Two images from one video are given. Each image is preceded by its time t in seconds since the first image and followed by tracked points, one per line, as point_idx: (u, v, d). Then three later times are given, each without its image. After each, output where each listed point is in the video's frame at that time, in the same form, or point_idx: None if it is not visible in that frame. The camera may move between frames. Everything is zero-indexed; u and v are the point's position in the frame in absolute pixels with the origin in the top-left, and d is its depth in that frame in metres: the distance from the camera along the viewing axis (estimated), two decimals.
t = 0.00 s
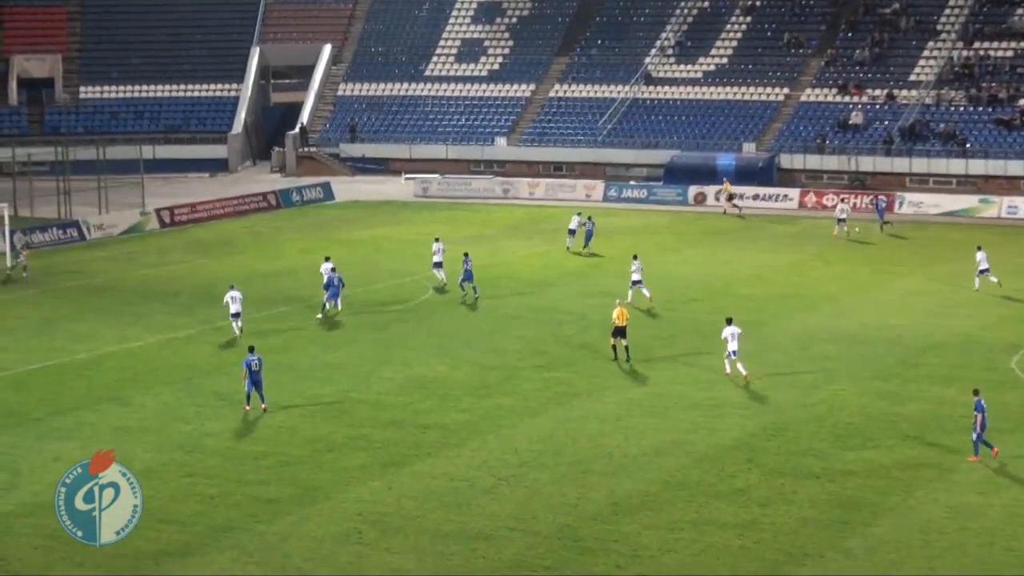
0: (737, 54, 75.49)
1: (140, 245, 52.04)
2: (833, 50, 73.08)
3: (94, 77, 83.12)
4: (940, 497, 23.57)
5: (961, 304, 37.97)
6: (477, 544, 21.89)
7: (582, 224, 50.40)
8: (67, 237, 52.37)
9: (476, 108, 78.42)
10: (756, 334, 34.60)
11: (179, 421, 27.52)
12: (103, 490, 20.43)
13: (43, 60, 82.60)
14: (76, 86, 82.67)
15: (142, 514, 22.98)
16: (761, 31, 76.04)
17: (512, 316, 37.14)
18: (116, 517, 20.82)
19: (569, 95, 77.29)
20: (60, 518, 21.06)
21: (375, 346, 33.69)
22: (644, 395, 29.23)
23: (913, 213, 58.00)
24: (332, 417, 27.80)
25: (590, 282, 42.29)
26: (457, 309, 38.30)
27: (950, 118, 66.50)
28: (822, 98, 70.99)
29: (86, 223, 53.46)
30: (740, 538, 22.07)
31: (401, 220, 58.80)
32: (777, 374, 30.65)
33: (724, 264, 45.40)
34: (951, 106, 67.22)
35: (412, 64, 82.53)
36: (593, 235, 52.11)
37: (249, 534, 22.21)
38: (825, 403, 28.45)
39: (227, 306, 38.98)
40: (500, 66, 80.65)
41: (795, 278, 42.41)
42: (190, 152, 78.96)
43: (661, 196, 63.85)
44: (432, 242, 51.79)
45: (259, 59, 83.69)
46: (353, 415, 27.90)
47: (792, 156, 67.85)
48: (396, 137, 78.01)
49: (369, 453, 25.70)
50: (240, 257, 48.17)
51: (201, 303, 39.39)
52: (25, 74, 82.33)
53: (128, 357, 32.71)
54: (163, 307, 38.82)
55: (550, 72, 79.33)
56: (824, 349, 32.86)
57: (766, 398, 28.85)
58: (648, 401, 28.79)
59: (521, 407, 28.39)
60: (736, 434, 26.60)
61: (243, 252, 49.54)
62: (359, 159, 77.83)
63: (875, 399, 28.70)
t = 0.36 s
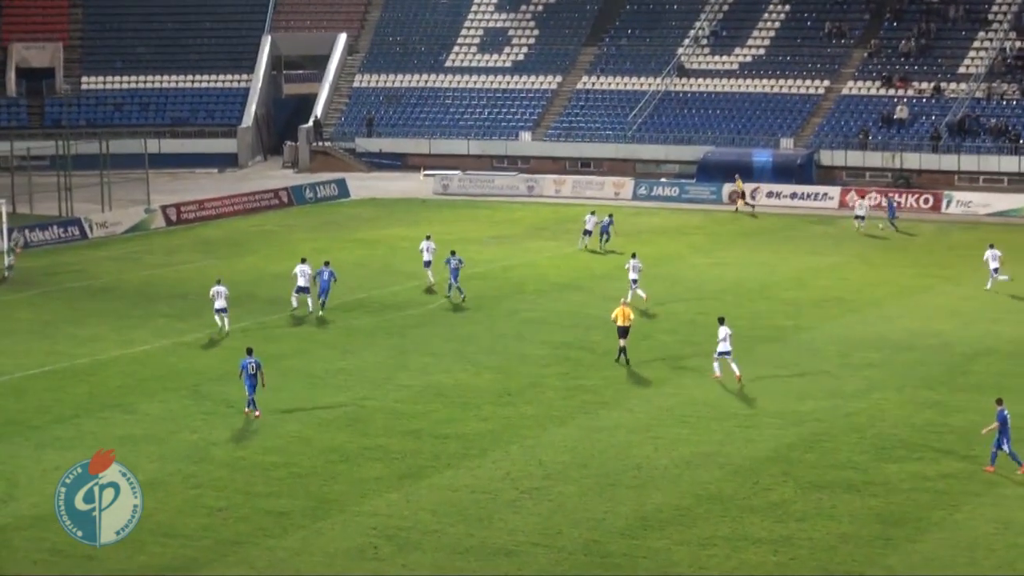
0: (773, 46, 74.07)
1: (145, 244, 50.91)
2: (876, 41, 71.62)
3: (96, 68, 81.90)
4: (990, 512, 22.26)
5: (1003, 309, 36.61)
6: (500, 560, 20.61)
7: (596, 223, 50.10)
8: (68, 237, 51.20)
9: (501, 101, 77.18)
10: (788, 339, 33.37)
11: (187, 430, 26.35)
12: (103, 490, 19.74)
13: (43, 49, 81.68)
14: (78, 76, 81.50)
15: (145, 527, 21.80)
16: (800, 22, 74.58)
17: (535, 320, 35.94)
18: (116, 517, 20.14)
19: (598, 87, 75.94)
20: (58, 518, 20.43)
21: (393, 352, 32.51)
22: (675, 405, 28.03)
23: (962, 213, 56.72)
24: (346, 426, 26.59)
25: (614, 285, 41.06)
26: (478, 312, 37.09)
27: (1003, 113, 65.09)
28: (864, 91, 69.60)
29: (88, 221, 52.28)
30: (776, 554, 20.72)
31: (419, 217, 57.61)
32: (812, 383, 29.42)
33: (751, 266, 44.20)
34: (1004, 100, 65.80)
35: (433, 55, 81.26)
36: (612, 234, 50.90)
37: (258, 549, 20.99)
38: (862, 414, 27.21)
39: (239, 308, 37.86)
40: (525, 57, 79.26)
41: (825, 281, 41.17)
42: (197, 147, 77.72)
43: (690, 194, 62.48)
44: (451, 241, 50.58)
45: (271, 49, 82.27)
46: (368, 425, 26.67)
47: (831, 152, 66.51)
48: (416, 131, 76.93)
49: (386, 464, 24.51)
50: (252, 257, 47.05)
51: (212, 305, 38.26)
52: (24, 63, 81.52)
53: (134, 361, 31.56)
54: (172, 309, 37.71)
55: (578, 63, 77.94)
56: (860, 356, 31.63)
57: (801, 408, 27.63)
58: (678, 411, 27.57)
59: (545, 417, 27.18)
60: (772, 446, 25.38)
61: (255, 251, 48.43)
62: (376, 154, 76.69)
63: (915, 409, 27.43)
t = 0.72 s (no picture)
0: (784, 47, 74.01)
1: (154, 245, 51.01)
2: (887, 41, 71.53)
3: (107, 68, 82.04)
4: (1000, 514, 22.20)
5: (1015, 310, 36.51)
6: (510, 561, 20.62)
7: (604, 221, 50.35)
8: (80, 237, 51.35)
9: (511, 101, 77.21)
10: (799, 341, 33.35)
11: (197, 431, 26.38)
12: (103, 490, 19.64)
13: (54, 50, 81.82)
14: (89, 77, 81.68)
15: (153, 528, 21.83)
16: (811, 23, 74.49)
17: (545, 321, 35.95)
18: (116, 517, 20.05)
19: (608, 88, 75.92)
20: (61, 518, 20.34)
21: (404, 353, 32.54)
22: (685, 406, 28.02)
23: (973, 214, 56.62)
24: (357, 428, 26.61)
25: (624, 286, 41.06)
26: (489, 313, 37.13)
27: (1014, 114, 64.97)
28: (875, 92, 69.57)
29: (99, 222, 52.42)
30: (785, 555, 20.68)
31: (428, 218, 57.63)
32: (822, 384, 29.39)
33: (761, 267, 44.17)
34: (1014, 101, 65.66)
35: (444, 56, 81.33)
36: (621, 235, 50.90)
37: (266, 550, 20.99)
38: (873, 415, 27.18)
39: (249, 309, 37.91)
40: (535, 57, 79.25)
41: (836, 282, 41.13)
42: (206, 148, 77.80)
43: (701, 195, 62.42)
44: (460, 242, 50.61)
45: (280, 50, 82.34)
46: (378, 427, 26.66)
47: (841, 154, 66.46)
48: (426, 131, 76.94)
49: (396, 465, 24.52)
50: (261, 258, 47.10)
51: (223, 306, 38.34)
52: (35, 64, 81.65)
53: (144, 362, 31.62)
54: (183, 310, 37.77)
55: (588, 64, 77.92)
56: (870, 357, 31.60)
57: (813, 409, 27.61)
58: (689, 413, 27.56)
59: (557, 418, 27.17)
60: (782, 447, 25.35)
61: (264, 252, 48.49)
62: (385, 155, 76.62)
63: (926, 411, 27.38)
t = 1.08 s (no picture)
0: (784, 48, 74.02)
1: (155, 246, 51.04)
2: (887, 42, 71.53)
3: (108, 69, 82.06)
4: (1001, 515, 22.22)
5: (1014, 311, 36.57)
6: (510, 561, 20.62)
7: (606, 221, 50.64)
8: (80, 238, 51.36)
9: (511, 103, 77.22)
10: (798, 342, 33.38)
11: (198, 432, 26.39)
12: (103, 490, 19.67)
13: (55, 51, 81.81)
14: (90, 78, 81.69)
15: (154, 528, 21.84)
16: (811, 24, 74.48)
17: (546, 322, 36.02)
18: (116, 517, 20.07)
19: (608, 89, 75.92)
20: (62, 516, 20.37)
21: (405, 353, 32.60)
22: (685, 407, 28.06)
23: (973, 215, 56.66)
24: (357, 428, 26.65)
25: (625, 287, 41.09)
26: (490, 314, 37.20)
27: (1015, 115, 64.97)
28: (875, 93, 69.59)
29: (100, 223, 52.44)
30: (786, 556, 20.68)
31: (429, 219, 57.69)
32: (822, 385, 29.41)
33: (761, 268, 44.23)
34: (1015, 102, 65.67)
35: (445, 57, 81.38)
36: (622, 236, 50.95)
37: (267, 550, 20.99)
38: (873, 416, 27.20)
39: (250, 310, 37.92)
40: (536, 58, 79.25)
41: (836, 283, 41.19)
42: (207, 148, 77.85)
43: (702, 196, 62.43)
44: (461, 243, 50.69)
45: (282, 51, 82.36)
46: (379, 427, 26.70)
47: (841, 155, 66.46)
48: (427, 132, 76.95)
49: (396, 465, 24.54)
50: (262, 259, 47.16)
51: (224, 307, 38.37)
52: (36, 65, 81.65)
53: (145, 363, 31.65)
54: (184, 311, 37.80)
55: (588, 66, 77.92)
56: (870, 358, 31.61)
57: (813, 410, 27.63)
58: (689, 414, 27.58)
59: (557, 419, 27.18)
60: (782, 447, 25.37)
61: (265, 253, 48.55)
62: (386, 156, 76.67)
63: (927, 412, 27.42)
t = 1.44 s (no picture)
0: (789, 48, 73.99)
1: (160, 246, 51.11)
2: (893, 42, 71.44)
3: (113, 70, 82.19)
4: (1004, 515, 22.19)
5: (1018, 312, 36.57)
6: (514, 562, 20.62)
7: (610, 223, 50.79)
8: (85, 238, 51.44)
9: (516, 103, 77.22)
10: (802, 342, 33.38)
11: (202, 432, 26.43)
12: (103, 490, 19.71)
13: (61, 52, 81.95)
14: (95, 79, 81.82)
15: (157, 529, 21.88)
16: (816, 24, 74.43)
17: (550, 322, 36.07)
18: (117, 517, 20.09)
19: (613, 90, 75.92)
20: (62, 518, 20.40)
21: (409, 353, 32.64)
22: (689, 407, 28.06)
23: (978, 215, 56.59)
24: (362, 428, 26.67)
25: (630, 287, 41.12)
26: (494, 314, 37.25)
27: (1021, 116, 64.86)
28: (881, 93, 69.52)
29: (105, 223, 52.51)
30: (790, 557, 20.66)
31: (434, 219, 57.76)
32: (826, 385, 29.41)
33: (764, 268, 44.25)
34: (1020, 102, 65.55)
35: (449, 57, 81.39)
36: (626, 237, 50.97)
37: (270, 551, 21.00)
38: (877, 416, 27.20)
39: (254, 310, 37.97)
40: (540, 59, 79.25)
41: (840, 283, 41.18)
42: (211, 148, 77.91)
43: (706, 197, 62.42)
44: (465, 243, 50.74)
45: (287, 52, 82.43)
46: (383, 427, 26.72)
47: (846, 155, 66.39)
48: (432, 132, 76.97)
49: (400, 466, 24.55)
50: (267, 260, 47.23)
51: (228, 307, 38.43)
52: (42, 66, 81.77)
53: (149, 363, 31.71)
54: (188, 311, 37.85)
55: (593, 66, 77.93)
56: (875, 358, 31.58)
57: (817, 410, 27.63)
58: (694, 414, 27.59)
59: (562, 420, 27.20)
60: (787, 448, 25.36)
61: (269, 253, 48.61)
62: (390, 156, 76.74)
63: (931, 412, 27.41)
